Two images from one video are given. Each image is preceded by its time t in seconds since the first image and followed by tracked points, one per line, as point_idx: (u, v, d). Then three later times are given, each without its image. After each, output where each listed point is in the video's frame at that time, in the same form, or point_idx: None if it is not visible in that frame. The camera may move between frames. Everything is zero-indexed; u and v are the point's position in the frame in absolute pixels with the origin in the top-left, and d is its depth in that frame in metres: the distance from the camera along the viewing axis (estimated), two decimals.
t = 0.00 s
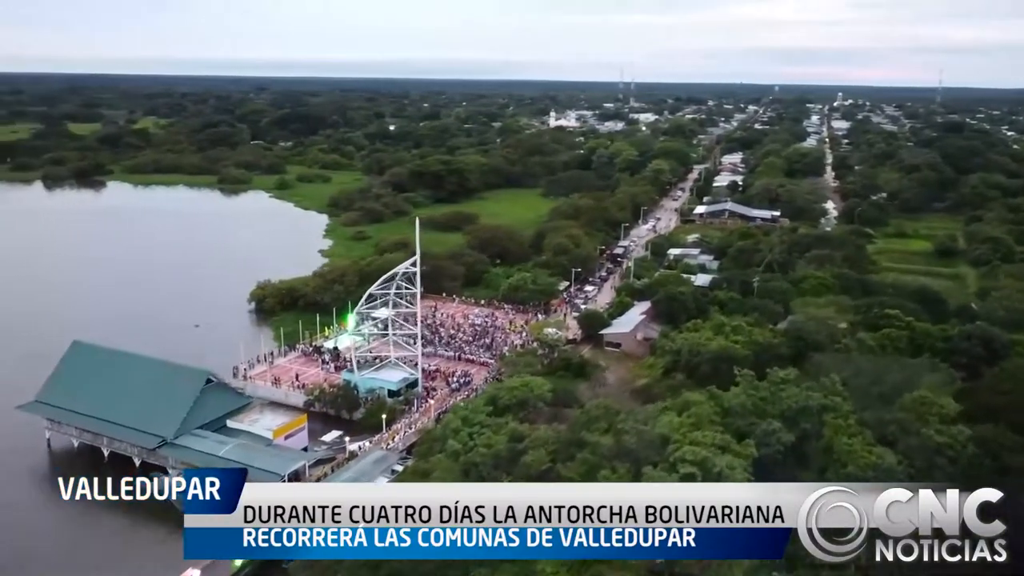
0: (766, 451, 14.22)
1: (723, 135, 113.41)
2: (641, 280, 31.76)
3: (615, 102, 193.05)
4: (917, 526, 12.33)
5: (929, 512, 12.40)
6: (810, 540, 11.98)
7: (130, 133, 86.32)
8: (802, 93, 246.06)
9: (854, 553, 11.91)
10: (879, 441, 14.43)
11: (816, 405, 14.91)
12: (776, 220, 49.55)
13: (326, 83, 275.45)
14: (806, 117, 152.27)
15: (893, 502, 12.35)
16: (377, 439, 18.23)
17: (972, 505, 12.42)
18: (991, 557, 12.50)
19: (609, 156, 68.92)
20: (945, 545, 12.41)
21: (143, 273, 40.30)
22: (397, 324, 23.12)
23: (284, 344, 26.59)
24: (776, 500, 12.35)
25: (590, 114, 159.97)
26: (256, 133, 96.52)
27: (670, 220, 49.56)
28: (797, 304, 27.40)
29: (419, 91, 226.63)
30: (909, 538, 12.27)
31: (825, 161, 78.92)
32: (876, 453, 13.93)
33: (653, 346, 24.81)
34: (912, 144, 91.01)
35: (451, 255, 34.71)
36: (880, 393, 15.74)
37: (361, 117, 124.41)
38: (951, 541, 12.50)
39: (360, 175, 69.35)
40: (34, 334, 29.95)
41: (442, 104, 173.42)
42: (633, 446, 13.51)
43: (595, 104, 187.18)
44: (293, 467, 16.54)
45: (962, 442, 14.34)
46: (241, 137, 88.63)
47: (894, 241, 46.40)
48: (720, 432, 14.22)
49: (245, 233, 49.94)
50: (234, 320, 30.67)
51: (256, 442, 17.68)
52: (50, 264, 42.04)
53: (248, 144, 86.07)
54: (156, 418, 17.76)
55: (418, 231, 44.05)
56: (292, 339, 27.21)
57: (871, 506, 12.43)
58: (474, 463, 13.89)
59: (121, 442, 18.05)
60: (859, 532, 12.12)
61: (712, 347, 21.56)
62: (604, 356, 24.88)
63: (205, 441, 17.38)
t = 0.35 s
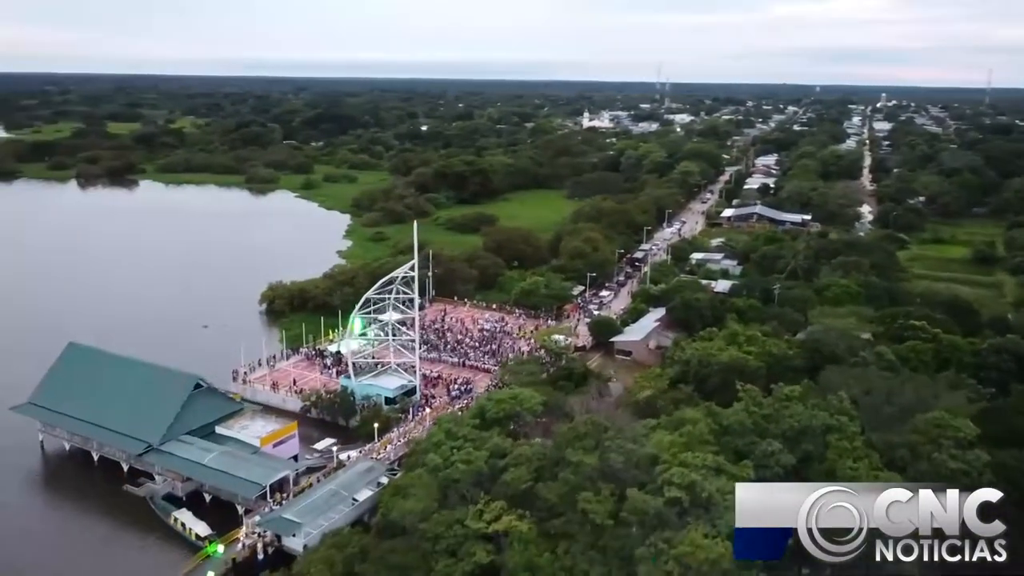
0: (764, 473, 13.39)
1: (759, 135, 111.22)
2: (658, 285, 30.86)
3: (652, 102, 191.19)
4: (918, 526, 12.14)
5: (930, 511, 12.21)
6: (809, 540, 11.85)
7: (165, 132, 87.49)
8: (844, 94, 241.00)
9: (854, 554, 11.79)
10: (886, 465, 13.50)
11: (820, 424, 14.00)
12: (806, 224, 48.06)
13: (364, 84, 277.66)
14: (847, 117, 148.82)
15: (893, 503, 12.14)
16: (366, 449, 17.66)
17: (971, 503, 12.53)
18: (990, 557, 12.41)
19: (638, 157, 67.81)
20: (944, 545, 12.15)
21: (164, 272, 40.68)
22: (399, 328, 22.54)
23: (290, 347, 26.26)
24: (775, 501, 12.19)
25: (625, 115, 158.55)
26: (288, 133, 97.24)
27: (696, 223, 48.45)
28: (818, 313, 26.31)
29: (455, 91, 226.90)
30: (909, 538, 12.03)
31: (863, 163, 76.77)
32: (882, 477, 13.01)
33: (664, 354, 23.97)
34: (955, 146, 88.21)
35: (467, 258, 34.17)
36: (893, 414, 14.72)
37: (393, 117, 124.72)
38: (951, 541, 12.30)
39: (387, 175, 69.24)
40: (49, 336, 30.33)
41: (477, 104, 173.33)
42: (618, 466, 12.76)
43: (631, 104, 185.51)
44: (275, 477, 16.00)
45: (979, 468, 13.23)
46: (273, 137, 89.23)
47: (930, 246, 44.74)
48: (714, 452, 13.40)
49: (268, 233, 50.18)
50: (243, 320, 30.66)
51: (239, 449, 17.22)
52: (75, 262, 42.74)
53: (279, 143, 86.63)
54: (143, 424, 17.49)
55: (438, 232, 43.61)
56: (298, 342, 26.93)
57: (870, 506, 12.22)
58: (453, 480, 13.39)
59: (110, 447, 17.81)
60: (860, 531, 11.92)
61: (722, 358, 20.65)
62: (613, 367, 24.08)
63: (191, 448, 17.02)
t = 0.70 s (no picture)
0: (750, 497, 12.62)
1: (788, 137, 109.35)
2: (667, 291, 30.00)
3: (682, 103, 189.48)
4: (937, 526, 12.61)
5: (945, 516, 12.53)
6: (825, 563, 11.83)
7: (190, 132, 88.09)
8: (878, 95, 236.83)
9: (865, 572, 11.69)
10: (883, 491, 12.66)
11: (812, 445, 13.12)
12: (829, 228, 46.76)
13: (392, 84, 278.70)
14: (881, 118, 145.92)
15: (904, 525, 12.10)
16: (347, 460, 17.13)
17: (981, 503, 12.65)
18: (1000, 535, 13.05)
19: (660, 158, 66.76)
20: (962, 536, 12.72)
21: (176, 271, 40.87)
22: (392, 333, 22.03)
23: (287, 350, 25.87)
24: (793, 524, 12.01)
25: (652, 115, 157.07)
26: (311, 133, 97.52)
27: (715, 227, 47.40)
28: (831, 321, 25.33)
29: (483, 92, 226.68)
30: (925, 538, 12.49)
31: (893, 165, 74.96)
32: (877, 504, 12.17)
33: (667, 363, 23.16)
34: (991, 148, 85.79)
35: (474, 261, 33.60)
36: (895, 435, 13.81)
37: (418, 117, 124.71)
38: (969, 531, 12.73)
39: (406, 175, 68.96)
40: (55, 338, 30.43)
41: (505, 105, 173.06)
42: (592, 488, 12.07)
43: (660, 105, 183.98)
44: (249, 489, 15.49)
45: (983, 496, 12.30)
46: (296, 137, 89.55)
47: (957, 252, 43.30)
48: (696, 474, 12.63)
49: (283, 232, 50.15)
50: (247, 322, 30.51)
51: (217, 458, 16.79)
52: (91, 261, 43.01)
53: (302, 143, 86.86)
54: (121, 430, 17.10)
55: (451, 234, 43.13)
56: (296, 345, 26.55)
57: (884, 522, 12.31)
58: (422, 499, 12.78)
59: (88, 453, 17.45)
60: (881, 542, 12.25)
61: (724, 369, 19.83)
62: (613, 376, 23.32)
63: (166, 457, 16.59)
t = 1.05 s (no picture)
0: (734, 523, 11.85)
1: (820, 138, 107.24)
2: (678, 296, 29.11)
3: (713, 103, 187.32)
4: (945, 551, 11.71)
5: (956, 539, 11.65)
6: None
7: (216, 132, 88.73)
8: (915, 95, 232.05)
9: None
10: (879, 519, 11.82)
11: (804, 467, 12.29)
12: (854, 232, 45.37)
13: (422, 84, 279.57)
14: (916, 119, 142.74)
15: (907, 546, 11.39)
16: (326, 472, 16.61)
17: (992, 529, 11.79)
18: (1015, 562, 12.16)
19: (684, 159, 65.63)
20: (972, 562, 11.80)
21: (186, 270, 41.06)
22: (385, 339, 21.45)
23: (284, 354, 25.49)
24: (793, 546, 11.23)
25: (682, 116, 155.34)
26: (337, 133, 97.80)
27: (736, 230, 46.28)
28: (846, 329, 24.29)
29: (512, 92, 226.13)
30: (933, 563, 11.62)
31: (926, 169, 72.97)
32: (871, 533, 11.31)
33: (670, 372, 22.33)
34: None
35: (483, 264, 32.99)
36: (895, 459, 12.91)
37: (444, 117, 124.62)
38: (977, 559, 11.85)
39: (426, 175, 68.62)
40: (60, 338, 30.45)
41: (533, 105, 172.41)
42: (563, 510, 11.39)
43: (691, 105, 182.01)
44: (221, 500, 15.07)
45: (988, 528, 11.36)
46: (321, 137, 89.79)
47: (988, 258, 41.74)
48: (676, 498, 11.87)
49: (298, 232, 50.12)
50: (249, 325, 30.31)
51: (193, 467, 16.39)
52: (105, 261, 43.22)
53: (326, 143, 87.04)
54: (99, 436, 16.75)
55: (464, 236, 42.60)
56: (296, 349, 26.15)
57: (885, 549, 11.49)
58: (386, 517, 12.17)
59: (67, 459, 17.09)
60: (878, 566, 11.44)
61: (725, 380, 18.98)
62: (613, 387, 22.54)
63: (142, 464, 16.18)
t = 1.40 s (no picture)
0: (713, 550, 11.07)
1: (852, 138, 104.99)
2: (688, 302, 28.21)
3: (744, 104, 184.87)
4: None
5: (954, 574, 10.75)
6: None
7: (241, 132, 89.29)
8: (954, 95, 226.85)
9: None
10: (870, 550, 10.97)
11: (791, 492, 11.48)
12: (879, 236, 43.94)
13: (452, 84, 280.04)
14: (953, 120, 139.41)
15: None
16: (303, 483, 16.14)
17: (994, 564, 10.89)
18: None
19: (707, 160, 64.42)
20: None
21: (194, 270, 41.09)
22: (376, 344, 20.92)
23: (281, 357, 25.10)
24: None
25: (711, 117, 153.40)
26: (361, 133, 97.94)
27: (757, 234, 45.14)
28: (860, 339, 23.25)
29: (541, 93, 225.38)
30: None
31: (959, 171, 70.91)
32: (859, 565, 10.49)
33: (672, 381, 21.49)
34: None
35: (490, 267, 32.37)
36: (893, 483, 12.02)
37: (470, 117, 124.42)
38: None
39: (446, 175, 68.23)
40: (61, 339, 30.29)
41: (561, 105, 171.43)
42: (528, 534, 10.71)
43: (721, 105, 179.77)
44: (191, 510, 14.65)
45: (989, 563, 10.50)
46: (344, 136, 89.90)
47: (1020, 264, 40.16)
48: (651, 522, 11.14)
49: (311, 233, 49.89)
50: (248, 330, 29.97)
51: (167, 475, 16.01)
52: (115, 260, 43.20)
53: (349, 143, 87.10)
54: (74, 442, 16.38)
55: (477, 238, 42.04)
56: (294, 352, 25.76)
57: None
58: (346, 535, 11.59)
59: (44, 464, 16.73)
60: None
61: (725, 392, 18.13)
62: (612, 397, 21.77)
63: (116, 472, 15.78)
